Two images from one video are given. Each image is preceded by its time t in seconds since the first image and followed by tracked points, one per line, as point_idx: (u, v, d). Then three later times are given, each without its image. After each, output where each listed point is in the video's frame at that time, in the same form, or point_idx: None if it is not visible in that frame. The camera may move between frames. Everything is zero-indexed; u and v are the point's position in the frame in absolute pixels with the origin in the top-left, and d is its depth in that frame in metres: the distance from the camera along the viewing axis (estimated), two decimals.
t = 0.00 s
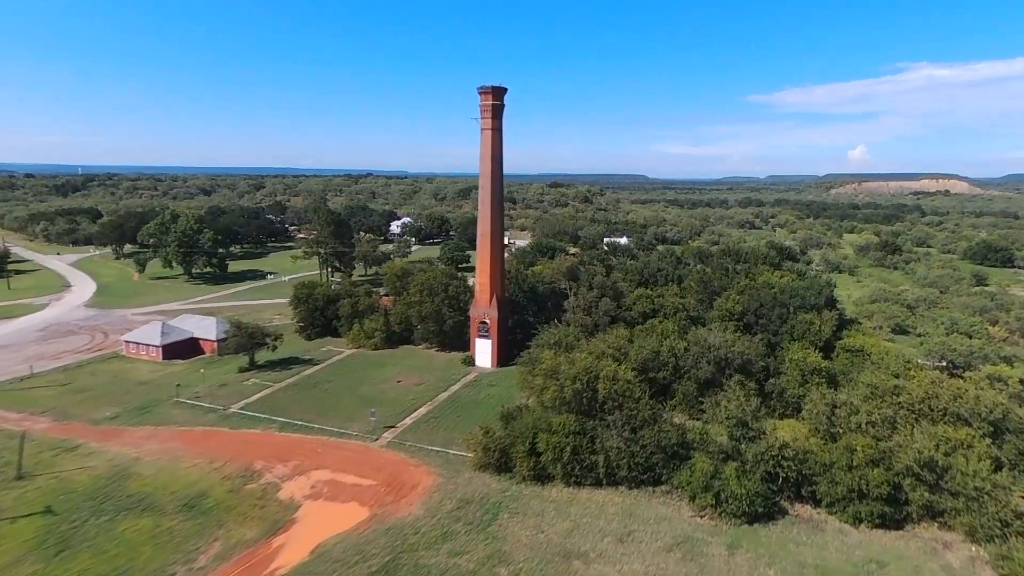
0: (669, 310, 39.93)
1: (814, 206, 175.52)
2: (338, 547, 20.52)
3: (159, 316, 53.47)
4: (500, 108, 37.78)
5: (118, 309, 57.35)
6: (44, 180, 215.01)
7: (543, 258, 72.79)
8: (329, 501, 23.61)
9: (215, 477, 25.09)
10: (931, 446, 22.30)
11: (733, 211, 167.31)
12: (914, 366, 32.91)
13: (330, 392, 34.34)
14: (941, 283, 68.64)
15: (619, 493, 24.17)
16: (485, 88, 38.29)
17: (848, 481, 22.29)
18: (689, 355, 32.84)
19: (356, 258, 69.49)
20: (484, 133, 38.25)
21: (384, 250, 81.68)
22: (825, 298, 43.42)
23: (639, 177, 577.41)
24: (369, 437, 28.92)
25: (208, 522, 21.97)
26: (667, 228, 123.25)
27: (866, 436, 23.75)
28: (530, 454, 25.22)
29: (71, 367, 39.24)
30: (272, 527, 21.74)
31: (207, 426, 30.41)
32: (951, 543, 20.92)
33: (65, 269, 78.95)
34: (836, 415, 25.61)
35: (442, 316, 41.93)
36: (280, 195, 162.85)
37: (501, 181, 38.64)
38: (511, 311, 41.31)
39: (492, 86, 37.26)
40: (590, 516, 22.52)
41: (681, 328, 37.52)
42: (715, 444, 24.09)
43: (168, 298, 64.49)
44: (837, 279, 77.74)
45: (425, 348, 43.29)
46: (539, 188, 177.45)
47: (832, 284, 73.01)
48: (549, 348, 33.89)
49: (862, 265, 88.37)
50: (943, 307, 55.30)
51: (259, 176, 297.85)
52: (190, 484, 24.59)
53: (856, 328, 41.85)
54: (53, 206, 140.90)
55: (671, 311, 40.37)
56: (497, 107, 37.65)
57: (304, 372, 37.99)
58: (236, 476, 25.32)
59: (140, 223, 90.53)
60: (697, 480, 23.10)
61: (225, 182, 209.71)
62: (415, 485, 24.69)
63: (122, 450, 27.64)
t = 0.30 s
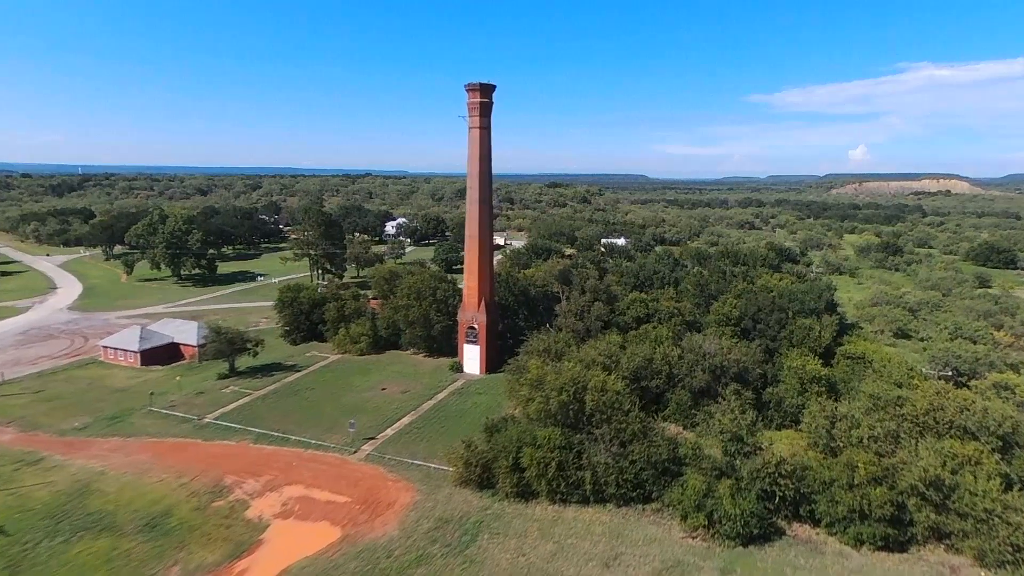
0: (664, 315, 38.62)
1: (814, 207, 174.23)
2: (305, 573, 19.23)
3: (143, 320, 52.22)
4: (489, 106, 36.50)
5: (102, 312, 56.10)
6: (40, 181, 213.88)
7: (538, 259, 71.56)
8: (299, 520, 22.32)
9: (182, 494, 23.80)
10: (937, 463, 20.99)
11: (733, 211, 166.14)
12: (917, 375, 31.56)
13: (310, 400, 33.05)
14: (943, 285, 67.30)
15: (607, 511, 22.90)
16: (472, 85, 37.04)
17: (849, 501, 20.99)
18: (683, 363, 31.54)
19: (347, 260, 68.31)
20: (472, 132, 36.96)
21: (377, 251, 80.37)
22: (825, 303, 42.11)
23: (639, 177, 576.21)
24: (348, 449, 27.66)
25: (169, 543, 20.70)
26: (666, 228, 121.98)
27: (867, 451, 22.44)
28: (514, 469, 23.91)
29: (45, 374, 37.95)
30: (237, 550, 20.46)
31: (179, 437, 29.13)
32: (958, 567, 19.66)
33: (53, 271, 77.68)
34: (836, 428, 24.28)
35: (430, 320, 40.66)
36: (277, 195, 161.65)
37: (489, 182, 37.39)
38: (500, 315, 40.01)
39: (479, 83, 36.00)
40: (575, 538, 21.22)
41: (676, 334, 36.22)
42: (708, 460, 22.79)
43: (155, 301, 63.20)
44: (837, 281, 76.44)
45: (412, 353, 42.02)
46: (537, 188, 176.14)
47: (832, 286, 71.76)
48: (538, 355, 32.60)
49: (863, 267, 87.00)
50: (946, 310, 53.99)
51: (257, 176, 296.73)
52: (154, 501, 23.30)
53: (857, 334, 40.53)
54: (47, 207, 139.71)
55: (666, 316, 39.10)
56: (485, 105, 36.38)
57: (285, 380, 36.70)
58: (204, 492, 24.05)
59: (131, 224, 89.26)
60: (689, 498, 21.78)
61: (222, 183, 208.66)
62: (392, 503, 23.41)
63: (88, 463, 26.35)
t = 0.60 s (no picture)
0: (658, 320, 37.29)
1: (814, 207, 172.95)
2: None
3: (126, 323, 50.96)
4: (476, 104, 35.17)
5: (85, 316, 54.85)
6: (35, 180, 212.61)
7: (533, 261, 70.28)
8: (266, 542, 21.03)
9: (145, 513, 22.53)
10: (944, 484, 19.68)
11: (733, 211, 165.31)
12: (922, 385, 30.22)
13: (288, 411, 31.75)
14: (946, 287, 66.01)
15: (593, 532, 21.64)
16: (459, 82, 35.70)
17: (849, 524, 19.73)
18: (677, 372, 30.21)
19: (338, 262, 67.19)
20: (459, 131, 35.62)
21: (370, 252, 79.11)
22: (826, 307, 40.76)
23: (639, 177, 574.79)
24: (324, 463, 26.37)
25: (124, 568, 19.40)
26: (664, 229, 120.67)
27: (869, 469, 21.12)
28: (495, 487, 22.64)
29: (18, 381, 36.67)
30: None
31: (149, 450, 27.85)
32: None
33: (40, 272, 76.41)
34: (837, 442, 22.92)
35: (416, 326, 39.36)
36: (272, 195, 160.35)
37: (478, 182, 36.11)
38: (490, 320, 38.69)
39: (467, 80, 34.68)
40: (558, 562, 19.94)
41: (671, 341, 34.89)
42: (701, 477, 21.48)
43: (141, 304, 61.94)
44: (838, 284, 75.14)
45: (399, 360, 40.70)
46: (535, 189, 174.83)
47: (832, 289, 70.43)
48: (526, 363, 31.30)
49: (864, 268, 85.76)
50: (949, 314, 52.70)
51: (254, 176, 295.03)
52: (114, 521, 22.03)
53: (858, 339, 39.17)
54: (40, 207, 138.42)
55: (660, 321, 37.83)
56: (472, 103, 35.04)
57: (265, 388, 35.42)
58: (168, 511, 22.77)
59: (121, 224, 87.98)
60: (679, 520, 20.51)
61: (220, 182, 207.55)
62: (366, 523, 22.11)
63: (50, 479, 25.09)
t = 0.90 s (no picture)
0: (653, 326, 35.96)
1: (815, 207, 171.74)
2: None
3: (109, 327, 49.79)
4: (463, 101, 33.87)
5: (68, 319, 53.60)
6: (32, 180, 211.65)
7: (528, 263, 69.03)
8: (230, 566, 19.71)
9: (103, 534, 21.22)
10: (953, 507, 18.36)
11: (733, 211, 164.34)
12: (927, 396, 28.91)
13: (265, 421, 30.42)
14: (950, 289, 64.71)
15: (579, 556, 20.35)
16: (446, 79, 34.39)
17: (851, 549, 18.42)
18: (671, 381, 28.94)
19: (328, 264, 66.00)
20: (445, 129, 34.31)
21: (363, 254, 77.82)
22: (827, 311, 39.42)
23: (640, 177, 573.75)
24: (298, 478, 25.08)
25: None
26: (663, 230, 119.41)
27: (873, 490, 19.81)
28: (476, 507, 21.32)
29: None
30: None
31: (116, 464, 26.53)
32: None
33: (27, 274, 75.20)
34: (838, 459, 21.57)
35: (403, 331, 38.01)
36: (269, 195, 159.36)
37: (465, 183, 34.82)
38: (478, 326, 37.32)
39: (453, 77, 33.38)
40: None
41: (665, 347, 33.59)
42: (693, 497, 20.15)
43: (127, 306, 60.70)
44: (839, 286, 73.91)
45: (385, 366, 39.37)
46: (534, 189, 173.65)
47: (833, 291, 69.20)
48: (514, 372, 29.98)
49: (865, 270, 84.47)
50: (953, 318, 51.40)
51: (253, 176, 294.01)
52: (69, 543, 20.72)
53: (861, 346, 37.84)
54: (33, 207, 137.23)
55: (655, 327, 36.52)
56: (459, 100, 33.73)
57: (244, 396, 34.11)
58: (128, 531, 21.46)
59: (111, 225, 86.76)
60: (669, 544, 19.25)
61: (217, 182, 206.42)
62: (337, 545, 20.78)
63: (7, 495, 23.78)
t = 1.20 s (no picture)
0: (647, 331, 34.63)
1: (815, 207, 170.46)
2: None
3: (90, 331, 48.47)
4: (449, 98, 32.53)
5: (50, 322, 52.30)
6: (28, 180, 210.66)
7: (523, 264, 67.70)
8: None
9: (56, 557, 19.91)
10: (965, 532, 17.09)
11: (734, 211, 162.97)
12: (933, 407, 27.59)
13: (240, 432, 29.10)
14: (953, 291, 63.37)
15: None
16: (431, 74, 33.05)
17: None
18: (664, 391, 27.64)
19: (319, 266, 64.70)
20: (431, 126, 32.96)
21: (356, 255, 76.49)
22: (828, 315, 38.10)
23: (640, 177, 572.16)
24: (269, 494, 23.75)
25: None
26: (662, 230, 118.14)
27: (876, 512, 18.56)
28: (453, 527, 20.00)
29: None
30: None
31: (80, 478, 25.20)
32: None
33: (14, 276, 73.91)
34: (839, 477, 20.23)
35: (388, 336, 36.69)
36: (264, 195, 157.91)
37: (451, 182, 33.52)
38: (466, 331, 35.97)
39: (438, 72, 32.04)
40: None
41: (659, 354, 32.27)
42: (685, 518, 18.75)
43: (112, 308, 59.41)
44: (840, 288, 72.57)
45: (370, 372, 38.02)
46: (532, 189, 172.29)
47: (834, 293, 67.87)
48: (500, 380, 28.65)
49: (866, 272, 83.14)
50: (957, 322, 50.07)
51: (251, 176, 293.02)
52: (19, 567, 19.41)
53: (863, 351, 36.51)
54: (26, 207, 135.95)
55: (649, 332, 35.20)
56: (444, 96, 32.37)
57: (221, 404, 32.81)
58: (83, 554, 20.13)
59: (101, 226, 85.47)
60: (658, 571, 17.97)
61: (213, 182, 205.25)
62: (304, 569, 19.47)
63: None
